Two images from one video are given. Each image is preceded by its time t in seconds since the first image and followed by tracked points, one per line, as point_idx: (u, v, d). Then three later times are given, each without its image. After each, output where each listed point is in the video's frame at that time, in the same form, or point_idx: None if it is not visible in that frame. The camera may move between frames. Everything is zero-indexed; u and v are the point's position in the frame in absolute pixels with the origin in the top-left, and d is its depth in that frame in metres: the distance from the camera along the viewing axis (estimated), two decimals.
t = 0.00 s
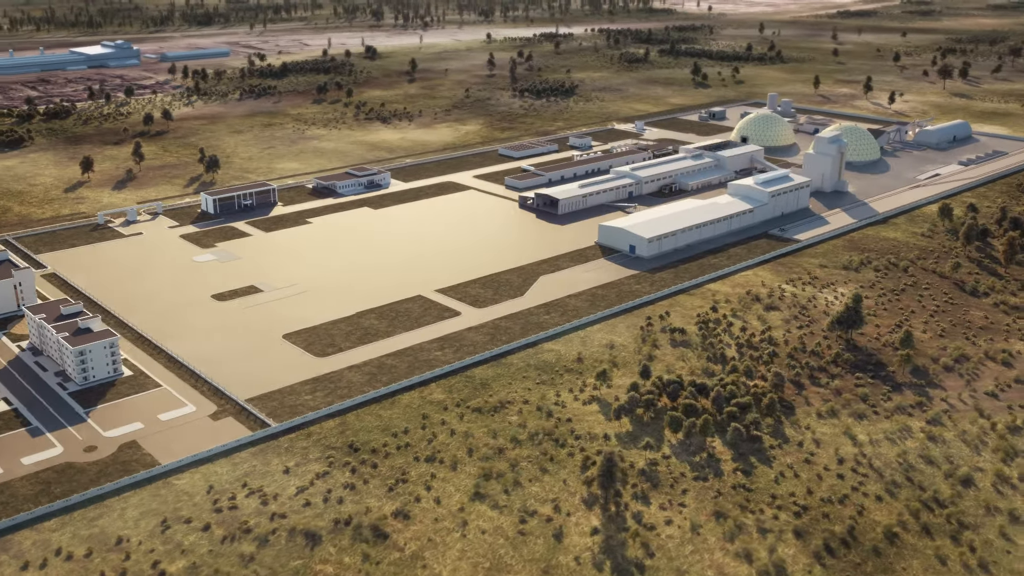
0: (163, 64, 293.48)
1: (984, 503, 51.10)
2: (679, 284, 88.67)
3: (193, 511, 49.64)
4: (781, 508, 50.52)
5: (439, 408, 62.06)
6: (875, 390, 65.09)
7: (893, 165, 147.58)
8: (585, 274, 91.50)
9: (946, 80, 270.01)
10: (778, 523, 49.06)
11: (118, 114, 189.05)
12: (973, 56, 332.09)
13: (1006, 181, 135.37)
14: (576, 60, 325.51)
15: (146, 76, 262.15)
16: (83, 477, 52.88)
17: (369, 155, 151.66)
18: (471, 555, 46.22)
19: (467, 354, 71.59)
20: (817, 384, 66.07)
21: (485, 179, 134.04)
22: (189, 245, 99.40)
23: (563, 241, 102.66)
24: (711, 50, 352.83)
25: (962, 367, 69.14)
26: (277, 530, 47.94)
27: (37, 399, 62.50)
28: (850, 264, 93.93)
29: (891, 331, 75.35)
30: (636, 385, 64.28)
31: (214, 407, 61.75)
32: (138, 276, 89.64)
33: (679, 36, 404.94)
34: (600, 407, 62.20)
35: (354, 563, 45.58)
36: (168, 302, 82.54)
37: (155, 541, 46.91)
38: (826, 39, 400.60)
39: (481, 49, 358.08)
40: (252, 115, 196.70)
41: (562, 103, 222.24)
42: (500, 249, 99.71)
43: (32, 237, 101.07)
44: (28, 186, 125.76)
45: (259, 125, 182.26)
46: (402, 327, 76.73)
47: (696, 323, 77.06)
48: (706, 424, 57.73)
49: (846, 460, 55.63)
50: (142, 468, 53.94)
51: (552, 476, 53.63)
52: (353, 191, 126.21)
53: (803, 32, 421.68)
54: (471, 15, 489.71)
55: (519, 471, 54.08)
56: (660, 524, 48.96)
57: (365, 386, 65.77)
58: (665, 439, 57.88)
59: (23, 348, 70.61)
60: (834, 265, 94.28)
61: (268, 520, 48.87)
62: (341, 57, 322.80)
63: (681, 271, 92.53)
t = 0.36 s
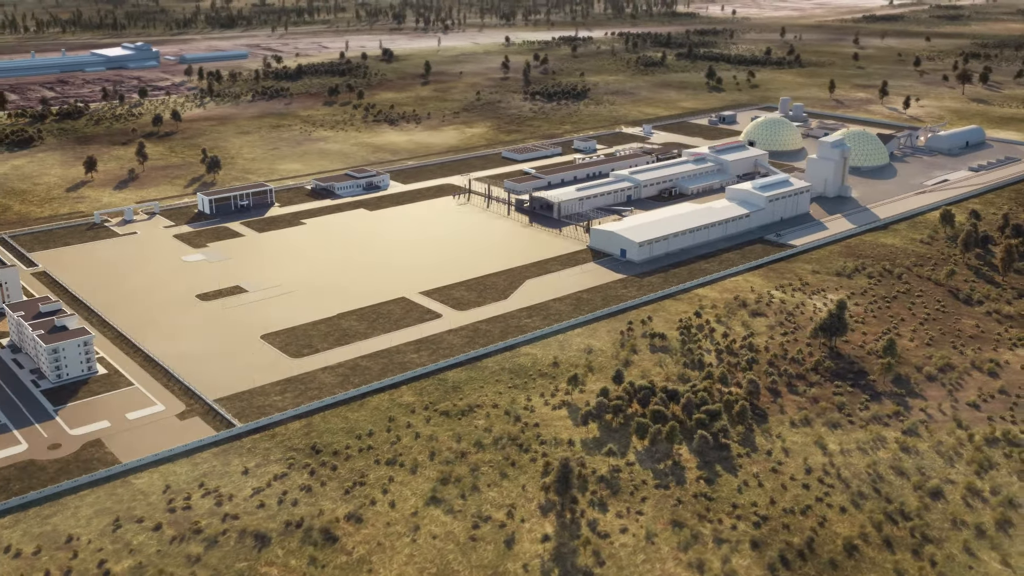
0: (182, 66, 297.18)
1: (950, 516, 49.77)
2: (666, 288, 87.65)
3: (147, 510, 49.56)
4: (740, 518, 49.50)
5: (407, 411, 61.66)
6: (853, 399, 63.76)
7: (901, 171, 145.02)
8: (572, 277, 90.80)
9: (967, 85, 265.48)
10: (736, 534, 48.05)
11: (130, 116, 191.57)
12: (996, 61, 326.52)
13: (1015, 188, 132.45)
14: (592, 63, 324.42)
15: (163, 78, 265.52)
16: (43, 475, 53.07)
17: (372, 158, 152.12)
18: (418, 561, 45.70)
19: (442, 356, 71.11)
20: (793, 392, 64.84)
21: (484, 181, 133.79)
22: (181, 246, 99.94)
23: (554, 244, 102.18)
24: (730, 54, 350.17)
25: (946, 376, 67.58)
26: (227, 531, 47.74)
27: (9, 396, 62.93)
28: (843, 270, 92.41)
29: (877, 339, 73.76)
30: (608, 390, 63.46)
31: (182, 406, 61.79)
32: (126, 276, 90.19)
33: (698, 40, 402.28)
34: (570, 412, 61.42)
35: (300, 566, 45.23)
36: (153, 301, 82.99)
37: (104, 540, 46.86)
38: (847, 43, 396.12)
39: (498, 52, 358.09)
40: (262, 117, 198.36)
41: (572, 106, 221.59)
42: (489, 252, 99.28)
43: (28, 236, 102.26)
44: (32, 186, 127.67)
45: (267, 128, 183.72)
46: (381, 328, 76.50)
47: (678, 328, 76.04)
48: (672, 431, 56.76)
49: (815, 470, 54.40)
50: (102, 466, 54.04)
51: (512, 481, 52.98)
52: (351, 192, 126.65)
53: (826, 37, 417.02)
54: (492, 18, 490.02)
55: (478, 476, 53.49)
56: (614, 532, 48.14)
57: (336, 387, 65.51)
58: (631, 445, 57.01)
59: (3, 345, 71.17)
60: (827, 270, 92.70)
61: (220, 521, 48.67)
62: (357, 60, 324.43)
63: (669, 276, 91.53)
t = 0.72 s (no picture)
0: (201, 68, 300.53)
1: (914, 529, 48.56)
2: (653, 293, 86.75)
3: (102, 509, 49.66)
4: (696, 527, 48.66)
5: (375, 413, 61.39)
6: (828, 408, 62.55)
7: (909, 176, 142.51)
8: (559, 280, 90.21)
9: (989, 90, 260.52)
10: (691, 544, 47.20)
11: (143, 117, 193.99)
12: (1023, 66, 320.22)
13: None
14: (609, 67, 323.13)
15: (181, 81, 268.73)
16: (4, 471, 53.42)
17: (375, 160, 152.53)
18: (364, 565, 45.35)
19: (417, 359, 70.76)
20: (769, 400, 63.73)
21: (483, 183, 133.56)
22: (174, 246, 100.64)
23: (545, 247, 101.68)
24: (749, 58, 346.95)
25: (927, 386, 66.06)
26: (178, 531, 47.70)
27: None
28: (836, 276, 90.87)
29: (861, 346, 72.32)
30: (578, 395, 62.73)
31: (151, 405, 61.98)
32: (115, 274, 90.93)
33: (719, 44, 399.16)
34: (538, 417, 60.81)
35: (246, 567, 45.04)
36: (138, 301, 83.53)
37: (55, 538, 47.01)
38: (871, 48, 390.98)
39: (515, 55, 357.63)
40: (272, 119, 199.94)
41: (583, 110, 220.96)
42: (480, 255, 99.04)
43: (26, 234, 103.57)
44: (36, 185, 129.63)
45: (275, 130, 185.15)
46: (360, 330, 76.35)
47: (659, 333, 75.16)
48: (637, 438, 55.98)
49: (780, 479, 53.38)
50: (64, 463, 54.31)
51: (469, 485, 52.46)
52: (349, 194, 127.31)
53: (849, 41, 411.99)
54: (515, 22, 489.62)
55: (436, 480, 53.06)
56: (566, 538, 47.50)
57: (307, 388, 65.42)
58: (595, 451, 56.30)
59: None
60: (820, 276, 91.20)
61: (172, 521, 48.65)
62: (374, 62, 325.68)
63: (658, 280, 90.54)
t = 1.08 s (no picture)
0: (220, 69, 304.16)
1: (873, 542, 47.54)
2: (638, 297, 85.91)
3: (58, 506, 49.91)
4: (650, 535, 47.95)
5: (342, 415, 61.22)
6: (802, 416, 61.44)
7: (918, 182, 139.97)
8: (545, 283, 89.68)
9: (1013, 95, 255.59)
10: (642, 553, 46.49)
11: (156, 119, 196.48)
12: None
13: None
14: (627, 70, 321.80)
15: (199, 82, 271.91)
16: None
17: (378, 163, 153.11)
18: (309, 567, 45.13)
19: (392, 361, 70.51)
20: (742, 407, 62.73)
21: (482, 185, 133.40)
22: (167, 246, 101.39)
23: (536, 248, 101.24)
24: (769, 61, 343.72)
25: (907, 395, 64.67)
26: (130, 530, 47.79)
27: None
28: (828, 282, 89.45)
29: (842, 355, 70.96)
30: (546, 399, 62.09)
31: (122, 404, 62.30)
32: (106, 273, 91.91)
33: (740, 48, 395.99)
34: (504, 421, 60.25)
35: (191, 567, 44.98)
36: (124, 299, 84.18)
37: (8, 534, 47.31)
38: (895, 52, 385.93)
39: (533, 58, 357.59)
40: (282, 121, 201.58)
41: (594, 113, 220.32)
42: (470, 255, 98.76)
43: (24, 233, 105.02)
44: (42, 185, 131.73)
45: (284, 131, 186.65)
46: (339, 331, 76.31)
47: (638, 339, 74.29)
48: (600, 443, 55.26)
49: (742, 489, 52.45)
50: (28, 459, 54.74)
51: (426, 489, 52.06)
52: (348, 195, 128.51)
53: (873, 46, 407.00)
54: (537, 25, 489.01)
55: (394, 482, 52.77)
56: (516, 545, 46.99)
57: (279, 389, 65.42)
58: (557, 457, 55.68)
59: None
60: (812, 282, 89.81)
61: (125, 520, 48.75)
62: (392, 65, 327.04)
63: (646, 285, 89.64)
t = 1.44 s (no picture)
0: (239, 71, 307.34)
1: (829, 553, 46.63)
2: (624, 301, 85.22)
3: (15, 502, 50.27)
4: (602, 543, 47.28)
5: (308, 416, 61.23)
6: (773, 424, 60.45)
7: (926, 188, 137.62)
8: (532, 286, 89.21)
9: None
10: (591, 560, 45.88)
11: (169, 120, 199.17)
12: None
13: None
14: (644, 73, 320.47)
15: (217, 84, 275.11)
16: None
17: (381, 165, 153.74)
18: (254, 569, 44.98)
19: (366, 362, 70.45)
20: (714, 413, 61.83)
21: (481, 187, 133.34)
22: (162, 246, 102.35)
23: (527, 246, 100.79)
24: (789, 65, 340.56)
25: (884, 404, 63.40)
26: (83, 527, 48.00)
27: None
28: (818, 288, 88.14)
29: (821, 362, 69.86)
30: (513, 404, 61.52)
31: (93, 402, 62.75)
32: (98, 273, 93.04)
33: (761, 51, 392.57)
34: (470, 425, 59.79)
35: (138, 566, 45.04)
36: (111, 298, 85.06)
37: None
38: (919, 57, 380.67)
39: (552, 61, 357.40)
40: (293, 123, 203.28)
41: (605, 116, 219.59)
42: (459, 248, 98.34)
43: (24, 233, 106.70)
44: (49, 184, 133.97)
45: (293, 133, 188.21)
46: (318, 331, 76.39)
47: (616, 344, 73.61)
48: (561, 449, 54.63)
49: (702, 498, 51.58)
50: None
51: (382, 492, 51.78)
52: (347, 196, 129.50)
53: (898, 50, 401.85)
54: (559, 28, 488.31)
55: (350, 484, 52.54)
56: (464, 549, 46.53)
57: (251, 388, 65.60)
58: (518, 462, 55.15)
59: None
60: (802, 288, 88.43)
61: (79, 517, 48.96)
62: (409, 68, 328.25)
63: (633, 289, 88.89)
